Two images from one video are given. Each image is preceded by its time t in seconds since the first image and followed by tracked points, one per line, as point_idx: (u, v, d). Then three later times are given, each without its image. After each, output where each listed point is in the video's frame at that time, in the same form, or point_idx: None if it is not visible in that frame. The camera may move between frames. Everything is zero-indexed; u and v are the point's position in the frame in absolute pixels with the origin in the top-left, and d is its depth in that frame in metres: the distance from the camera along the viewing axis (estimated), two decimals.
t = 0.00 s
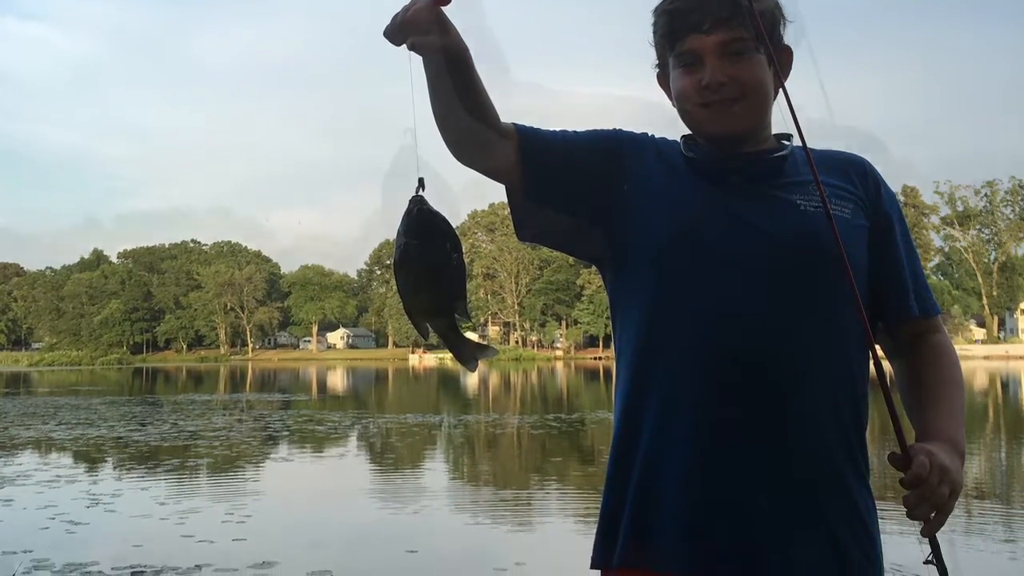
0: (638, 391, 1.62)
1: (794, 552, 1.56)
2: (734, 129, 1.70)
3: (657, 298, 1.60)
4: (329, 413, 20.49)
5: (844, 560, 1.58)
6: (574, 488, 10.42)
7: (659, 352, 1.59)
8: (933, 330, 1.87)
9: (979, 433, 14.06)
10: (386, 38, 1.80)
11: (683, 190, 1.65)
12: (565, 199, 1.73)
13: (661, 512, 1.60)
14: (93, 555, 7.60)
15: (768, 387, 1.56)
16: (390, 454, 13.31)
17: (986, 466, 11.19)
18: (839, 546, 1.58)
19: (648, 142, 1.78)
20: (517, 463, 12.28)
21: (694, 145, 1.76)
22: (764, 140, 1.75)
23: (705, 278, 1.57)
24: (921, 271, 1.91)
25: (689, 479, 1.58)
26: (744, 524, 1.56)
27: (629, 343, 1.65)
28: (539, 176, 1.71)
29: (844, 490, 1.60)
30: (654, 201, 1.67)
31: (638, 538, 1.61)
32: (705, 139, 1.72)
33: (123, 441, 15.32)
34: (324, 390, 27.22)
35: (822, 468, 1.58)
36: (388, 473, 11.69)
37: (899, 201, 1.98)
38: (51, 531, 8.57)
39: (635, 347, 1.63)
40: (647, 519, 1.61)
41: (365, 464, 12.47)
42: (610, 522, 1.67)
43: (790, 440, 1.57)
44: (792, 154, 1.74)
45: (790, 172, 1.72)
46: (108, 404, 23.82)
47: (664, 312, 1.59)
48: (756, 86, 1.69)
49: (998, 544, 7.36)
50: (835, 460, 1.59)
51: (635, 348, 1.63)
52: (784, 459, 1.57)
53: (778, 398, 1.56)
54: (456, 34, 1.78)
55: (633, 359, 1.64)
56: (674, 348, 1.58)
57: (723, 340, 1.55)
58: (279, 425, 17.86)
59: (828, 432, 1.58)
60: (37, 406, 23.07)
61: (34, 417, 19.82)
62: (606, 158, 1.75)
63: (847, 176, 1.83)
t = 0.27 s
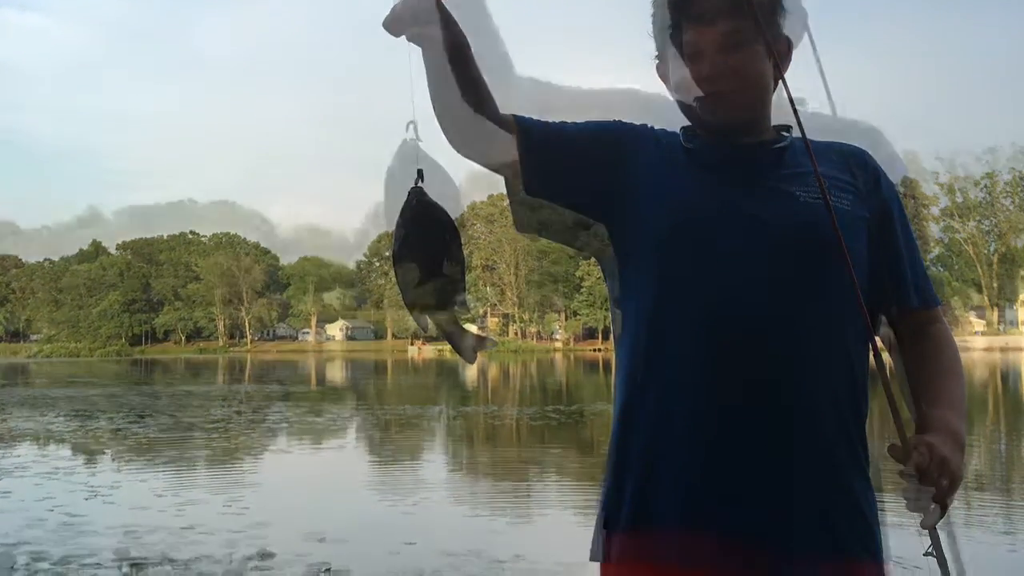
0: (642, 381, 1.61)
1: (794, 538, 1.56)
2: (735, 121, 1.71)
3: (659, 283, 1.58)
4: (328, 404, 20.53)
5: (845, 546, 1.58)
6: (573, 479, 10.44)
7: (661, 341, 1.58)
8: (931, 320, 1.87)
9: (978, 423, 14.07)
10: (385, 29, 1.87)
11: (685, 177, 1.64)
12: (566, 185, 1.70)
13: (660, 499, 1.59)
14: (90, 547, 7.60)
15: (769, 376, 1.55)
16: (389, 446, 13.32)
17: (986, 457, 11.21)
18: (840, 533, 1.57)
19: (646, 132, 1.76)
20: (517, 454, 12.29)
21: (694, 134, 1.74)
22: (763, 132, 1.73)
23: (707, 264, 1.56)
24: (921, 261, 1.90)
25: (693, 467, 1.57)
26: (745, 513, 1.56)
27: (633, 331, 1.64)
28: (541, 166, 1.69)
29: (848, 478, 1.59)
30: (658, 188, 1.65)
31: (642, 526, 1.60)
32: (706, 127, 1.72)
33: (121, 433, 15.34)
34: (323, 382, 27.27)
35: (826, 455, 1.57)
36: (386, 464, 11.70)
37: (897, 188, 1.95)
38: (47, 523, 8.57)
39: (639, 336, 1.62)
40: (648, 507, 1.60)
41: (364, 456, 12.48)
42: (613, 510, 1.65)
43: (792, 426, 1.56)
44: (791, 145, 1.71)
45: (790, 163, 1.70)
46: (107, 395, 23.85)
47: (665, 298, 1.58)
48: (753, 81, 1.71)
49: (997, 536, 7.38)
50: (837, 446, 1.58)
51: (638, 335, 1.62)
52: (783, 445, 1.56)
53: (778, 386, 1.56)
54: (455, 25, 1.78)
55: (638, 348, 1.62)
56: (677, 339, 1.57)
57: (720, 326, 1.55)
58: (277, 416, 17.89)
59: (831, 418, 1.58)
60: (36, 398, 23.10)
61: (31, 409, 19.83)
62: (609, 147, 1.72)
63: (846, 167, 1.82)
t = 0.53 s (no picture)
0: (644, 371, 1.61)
1: (794, 528, 1.57)
2: (736, 111, 1.68)
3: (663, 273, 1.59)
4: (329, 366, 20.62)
5: (846, 536, 1.58)
6: (572, 444, 10.52)
7: (665, 332, 1.59)
8: (935, 313, 1.82)
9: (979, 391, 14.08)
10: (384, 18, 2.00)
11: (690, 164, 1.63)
12: (571, 160, 1.72)
13: (663, 490, 1.60)
14: (90, 509, 7.65)
15: (772, 367, 1.56)
16: (389, 409, 13.38)
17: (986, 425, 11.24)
18: (842, 524, 1.58)
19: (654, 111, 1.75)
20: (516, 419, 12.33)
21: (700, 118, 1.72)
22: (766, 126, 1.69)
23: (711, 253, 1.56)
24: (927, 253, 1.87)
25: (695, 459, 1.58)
26: (745, 502, 1.57)
27: (637, 322, 1.65)
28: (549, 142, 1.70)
29: (850, 468, 1.59)
30: (663, 174, 1.65)
31: (643, 518, 1.61)
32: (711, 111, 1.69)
33: (122, 394, 15.42)
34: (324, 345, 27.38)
35: (827, 445, 1.58)
36: (386, 428, 11.76)
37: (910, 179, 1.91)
38: (49, 483, 8.64)
39: (643, 326, 1.63)
40: (650, 497, 1.61)
41: (363, 419, 12.53)
42: (614, 501, 1.66)
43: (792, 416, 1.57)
44: (790, 137, 1.68)
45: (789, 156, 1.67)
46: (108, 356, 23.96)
47: (669, 288, 1.58)
48: (755, 74, 1.69)
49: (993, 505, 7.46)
50: (839, 437, 1.58)
51: (643, 324, 1.63)
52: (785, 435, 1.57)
53: (780, 376, 1.56)
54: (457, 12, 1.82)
55: (642, 337, 1.63)
56: (680, 332, 1.57)
57: (722, 317, 1.55)
58: (278, 378, 17.96)
59: (834, 408, 1.58)
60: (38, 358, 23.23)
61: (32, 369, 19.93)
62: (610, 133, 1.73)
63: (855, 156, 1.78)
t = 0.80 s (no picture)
0: (649, 362, 1.62)
1: (801, 518, 1.58)
2: (746, 91, 1.69)
3: (668, 263, 1.59)
4: (333, 359, 20.68)
5: (852, 523, 1.59)
6: (576, 436, 10.55)
7: (669, 322, 1.59)
8: (943, 288, 1.86)
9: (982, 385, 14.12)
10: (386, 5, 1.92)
11: (696, 149, 1.64)
12: (582, 142, 1.74)
13: (668, 481, 1.61)
14: (95, 501, 7.67)
15: (776, 354, 1.57)
16: (393, 402, 13.42)
17: (989, 419, 11.28)
18: (848, 510, 1.59)
19: (666, 92, 1.77)
20: (520, 412, 12.36)
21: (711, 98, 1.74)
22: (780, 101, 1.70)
23: (716, 241, 1.56)
24: (934, 231, 1.90)
25: (698, 449, 1.59)
26: (750, 494, 1.57)
27: (642, 312, 1.65)
28: (560, 123, 1.73)
29: (856, 453, 1.61)
30: (671, 160, 1.65)
31: (648, 510, 1.61)
32: (720, 92, 1.71)
33: (127, 386, 15.49)
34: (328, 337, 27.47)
35: (831, 432, 1.59)
36: (390, 420, 11.80)
37: (916, 158, 1.93)
38: (53, 476, 8.66)
39: (647, 317, 1.63)
40: (654, 491, 1.61)
41: (367, 412, 12.57)
42: (618, 493, 1.66)
43: (796, 403, 1.58)
44: (805, 114, 1.71)
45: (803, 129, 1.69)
46: (112, 349, 24.07)
47: (674, 277, 1.58)
48: (765, 61, 1.69)
49: (996, 495, 7.48)
50: (844, 423, 1.59)
51: (646, 313, 1.63)
52: (789, 423, 1.58)
53: (786, 363, 1.57)
54: None
55: (646, 329, 1.64)
56: (684, 322, 1.58)
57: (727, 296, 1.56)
58: (282, 371, 18.02)
59: (839, 395, 1.59)
60: (41, 351, 23.31)
61: (36, 363, 19.97)
62: (617, 111, 1.75)
63: (865, 134, 1.80)
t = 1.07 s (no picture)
0: (653, 355, 1.63)
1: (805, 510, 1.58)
2: (752, 80, 1.70)
3: (670, 257, 1.60)
4: (337, 353, 20.73)
5: (856, 516, 1.60)
6: (580, 429, 10.59)
7: (671, 316, 1.60)
8: (945, 281, 1.87)
9: (983, 378, 14.16)
10: None
11: (700, 141, 1.65)
12: (587, 134, 1.75)
13: (673, 475, 1.62)
14: (100, 494, 7.70)
15: (779, 348, 1.58)
16: (397, 395, 13.48)
17: (991, 411, 11.33)
18: (852, 501, 1.60)
19: (670, 86, 1.78)
20: (523, 405, 12.41)
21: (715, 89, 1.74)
22: (783, 89, 1.72)
23: (719, 235, 1.57)
24: (934, 224, 1.91)
25: (703, 439, 1.60)
26: (754, 487, 1.58)
27: (645, 307, 1.66)
28: (565, 115, 1.74)
29: (859, 445, 1.62)
30: (674, 152, 1.66)
31: (652, 505, 1.62)
32: (724, 83, 1.72)
33: (131, 380, 15.55)
34: (331, 331, 27.53)
35: (834, 425, 1.60)
36: (393, 413, 11.85)
37: (918, 154, 1.94)
38: (57, 469, 8.69)
39: (651, 311, 1.64)
40: (659, 485, 1.62)
41: (371, 405, 12.63)
42: (623, 488, 1.67)
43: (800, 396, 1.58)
44: (810, 105, 1.72)
45: (808, 120, 1.70)
46: (115, 343, 24.14)
47: (677, 271, 1.59)
48: (772, 51, 1.69)
49: (1000, 487, 7.50)
50: (848, 415, 1.60)
51: (650, 307, 1.64)
52: (792, 415, 1.59)
53: (790, 356, 1.58)
54: None
55: (650, 323, 1.64)
56: (687, 312, 1.59)
57: (732, 287, 1.57)
58: (286, 365, 18.07)
59: (843, 387, 1.60)
60: (45, 344, 23.39)
61: (40, 356, 20.04)
62: (622, 101, 1.76)
63: (869, 127, 1.81)
